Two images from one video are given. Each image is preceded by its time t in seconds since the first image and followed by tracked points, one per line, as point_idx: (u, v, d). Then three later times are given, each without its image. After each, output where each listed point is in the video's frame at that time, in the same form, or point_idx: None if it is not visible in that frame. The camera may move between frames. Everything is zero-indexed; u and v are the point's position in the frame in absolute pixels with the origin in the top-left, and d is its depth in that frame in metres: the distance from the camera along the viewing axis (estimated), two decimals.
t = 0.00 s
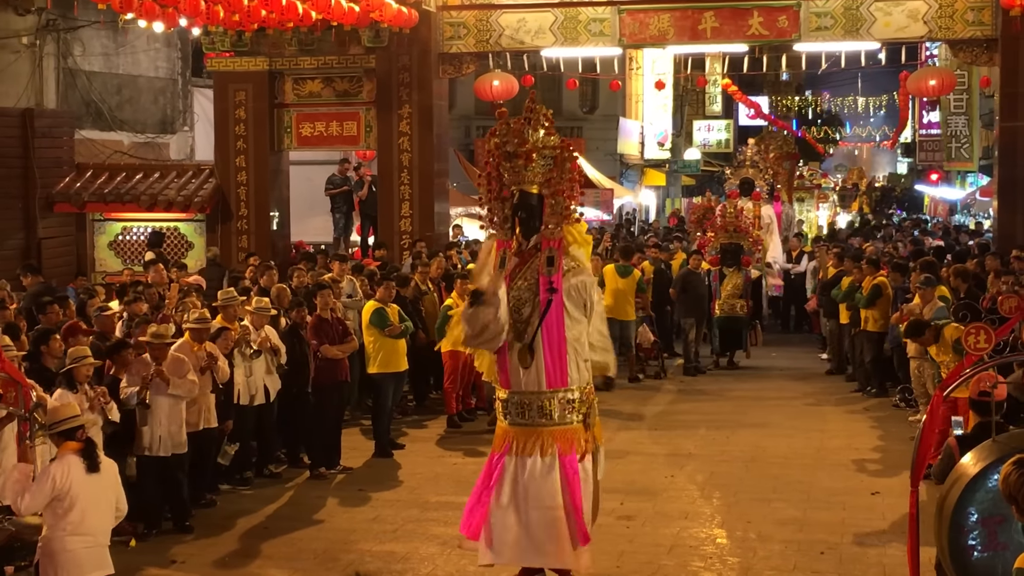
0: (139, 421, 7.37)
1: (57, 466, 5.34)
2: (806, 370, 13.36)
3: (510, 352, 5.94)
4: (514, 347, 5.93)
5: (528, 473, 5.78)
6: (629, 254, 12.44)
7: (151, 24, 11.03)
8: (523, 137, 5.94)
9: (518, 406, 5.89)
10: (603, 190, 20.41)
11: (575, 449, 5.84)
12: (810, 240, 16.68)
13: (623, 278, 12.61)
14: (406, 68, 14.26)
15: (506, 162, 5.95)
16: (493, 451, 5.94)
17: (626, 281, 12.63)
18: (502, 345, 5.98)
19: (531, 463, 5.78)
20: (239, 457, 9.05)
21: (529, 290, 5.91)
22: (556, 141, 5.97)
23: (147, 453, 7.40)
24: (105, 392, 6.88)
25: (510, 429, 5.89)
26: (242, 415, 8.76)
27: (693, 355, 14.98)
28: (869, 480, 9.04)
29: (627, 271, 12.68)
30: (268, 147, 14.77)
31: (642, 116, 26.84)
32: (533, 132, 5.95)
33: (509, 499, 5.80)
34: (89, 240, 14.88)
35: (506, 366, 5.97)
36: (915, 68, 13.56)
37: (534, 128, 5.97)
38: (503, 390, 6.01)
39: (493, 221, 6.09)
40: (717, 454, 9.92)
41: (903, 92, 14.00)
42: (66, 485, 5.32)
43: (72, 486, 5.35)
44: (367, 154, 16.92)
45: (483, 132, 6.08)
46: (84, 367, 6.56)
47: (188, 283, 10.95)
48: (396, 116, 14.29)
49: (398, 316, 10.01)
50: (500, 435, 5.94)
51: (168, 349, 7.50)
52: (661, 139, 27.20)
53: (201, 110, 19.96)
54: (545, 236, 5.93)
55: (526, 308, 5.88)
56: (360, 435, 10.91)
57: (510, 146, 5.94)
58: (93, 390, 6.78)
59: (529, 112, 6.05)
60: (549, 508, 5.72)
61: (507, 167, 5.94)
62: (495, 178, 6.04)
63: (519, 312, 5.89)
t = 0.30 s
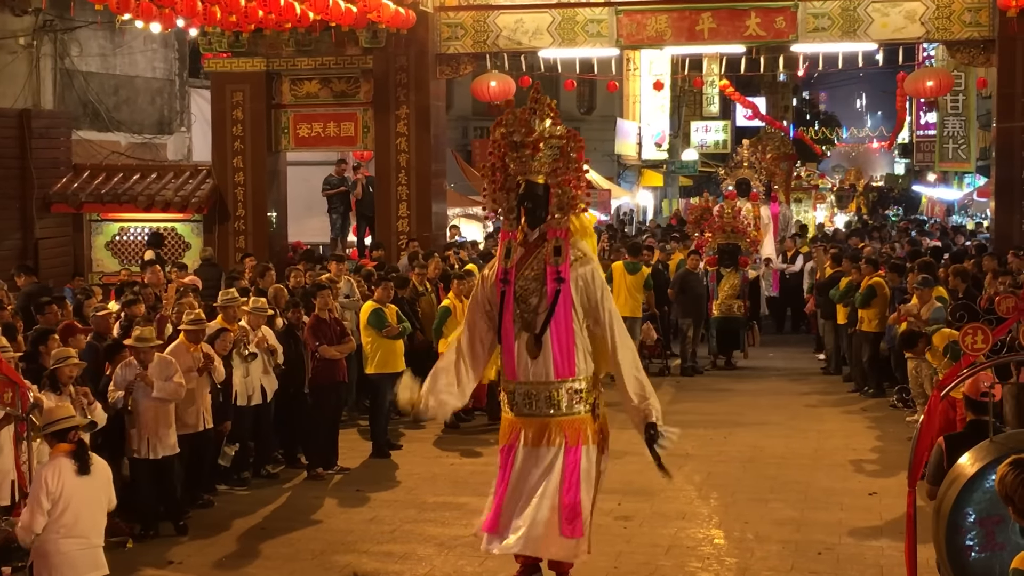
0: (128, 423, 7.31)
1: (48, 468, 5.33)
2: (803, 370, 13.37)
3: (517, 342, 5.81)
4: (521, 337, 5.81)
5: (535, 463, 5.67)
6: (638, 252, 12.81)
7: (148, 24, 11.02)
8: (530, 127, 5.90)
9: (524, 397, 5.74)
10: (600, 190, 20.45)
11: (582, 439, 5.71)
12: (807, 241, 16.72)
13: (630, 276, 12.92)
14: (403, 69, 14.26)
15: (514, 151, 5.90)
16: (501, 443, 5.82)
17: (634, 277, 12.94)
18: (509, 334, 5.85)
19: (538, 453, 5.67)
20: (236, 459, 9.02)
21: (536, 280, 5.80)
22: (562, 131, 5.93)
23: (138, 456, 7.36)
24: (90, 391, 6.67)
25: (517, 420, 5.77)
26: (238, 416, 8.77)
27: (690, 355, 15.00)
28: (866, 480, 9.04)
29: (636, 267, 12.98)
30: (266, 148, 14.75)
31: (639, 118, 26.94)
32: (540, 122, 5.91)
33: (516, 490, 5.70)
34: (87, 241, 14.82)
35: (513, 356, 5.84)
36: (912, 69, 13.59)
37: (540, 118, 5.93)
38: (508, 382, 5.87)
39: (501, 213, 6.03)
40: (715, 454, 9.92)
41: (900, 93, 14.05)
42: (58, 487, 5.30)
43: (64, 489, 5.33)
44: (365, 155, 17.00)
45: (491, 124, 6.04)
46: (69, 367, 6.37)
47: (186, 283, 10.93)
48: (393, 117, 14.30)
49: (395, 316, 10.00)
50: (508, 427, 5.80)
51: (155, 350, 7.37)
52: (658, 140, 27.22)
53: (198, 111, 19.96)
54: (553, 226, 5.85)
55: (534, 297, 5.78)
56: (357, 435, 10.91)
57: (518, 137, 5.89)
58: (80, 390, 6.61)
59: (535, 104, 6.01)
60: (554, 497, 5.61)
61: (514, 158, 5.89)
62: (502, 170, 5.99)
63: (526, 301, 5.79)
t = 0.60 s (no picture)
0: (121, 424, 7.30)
1: (43, 469, 5.33)
2: (800, 372, 13.36)
3: (530, 339, 5.77)
4: (535, 334, 5.78)
5: (555, 463, 5.64)
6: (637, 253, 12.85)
7: (146, 26, 11.03)
8: (549, 123, 5.88)
9: (540, 395, 5.73)
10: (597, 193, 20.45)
11: (597, 435, 5.75)
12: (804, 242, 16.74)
13: (631, 277, 12.98)
14: (400, 70, 14.25)
15: (532, 147, 5.86)
16: (513, 443, 5.72)
17: (634, 278, 12.99)
18: (522, 332, 5.80)
19: (560, 453, 5.63)
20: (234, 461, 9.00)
21: (552, 276, 5.77)
22: (578, 129, 5.93)
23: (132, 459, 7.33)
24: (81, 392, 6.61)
25: (531, 419, 5.70)
26: (236, 418, 8.78)
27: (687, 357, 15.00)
28: (864, 482, 9.04)
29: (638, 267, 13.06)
30: (264, 148, 14.76)
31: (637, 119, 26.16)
32: (560, 118, 5.90)
33: (536, 491, 5.63)
34: (84, 242, 14.86)
35: (523, 354, 5.79)
36: (909, 71, 13.59)
37: (560, 115, 5.92)
38: (518, 381, 5.82)
39: (510, 209, 5.98)
40: (712, 455, 9.92)
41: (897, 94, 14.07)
42: (53, 488, 5.30)
43: (60, 489, 5.33)
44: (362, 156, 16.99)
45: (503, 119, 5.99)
46: (59, 369, 6.34)
47: (182, 284, 10.92)
48: (391, 119, 14.31)
49: (394, 317, 9.98)
50: (520, 426, 5.73)
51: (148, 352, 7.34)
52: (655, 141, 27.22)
53: (195, 113, 19.95)
54: (568, 223, 5.87)
55: (549, 294, 5.75)
56: (355, 437, 10.90)
57: (537, 133, 5.87)
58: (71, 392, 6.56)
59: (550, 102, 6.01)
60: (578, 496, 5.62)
61: (532, 153, 5.85)
62: (515, 165, 5.95)
63: (541, 297, 5.75)
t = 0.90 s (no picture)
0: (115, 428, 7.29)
1: (39, 472, 5.33)
2: (797, 374, 13.36)
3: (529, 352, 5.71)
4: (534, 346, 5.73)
5: (559, 474, 5.59)
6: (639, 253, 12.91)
7: (143, 28, 11.06)
8: (549, 136, 5.78)
9: (540, 407, 5.65)
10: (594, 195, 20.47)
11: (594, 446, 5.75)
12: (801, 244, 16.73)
13: (633, 276, 13.03)
14: (397, 72, 14.26)
15: (532, 160, 5.74)
16: (513, 456, 5.62)
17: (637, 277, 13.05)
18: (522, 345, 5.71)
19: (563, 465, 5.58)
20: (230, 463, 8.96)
21: (551, 289, 5.74)
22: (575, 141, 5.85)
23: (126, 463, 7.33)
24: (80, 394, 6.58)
25: (532, 432, 5.63)
26: (232, 421, 8.74)
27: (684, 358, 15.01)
28: (860, 483, 9.05)
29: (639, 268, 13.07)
30: (260, 150, 14.78)
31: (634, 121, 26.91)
32: (559, 131, 5.81)
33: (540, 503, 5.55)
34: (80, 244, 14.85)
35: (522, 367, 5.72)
36: (903, 73, 13.60)
37: (559, 127, 5.82)
38: (515, 394, 5.74)
39: (505, 220, 5.84)
40: (709, 457, 9.92)
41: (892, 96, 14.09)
42: (48, 491, 5.30)
43: (54, 491, 5.33)
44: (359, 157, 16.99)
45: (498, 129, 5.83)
46: (59, 370, 6.37)
47: (179, 286, 10.92)
48: (388, 120, 14.32)
49: (391, 319, 9.94)
50: (520, 438, 5.64)
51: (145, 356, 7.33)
52: (652, 143, 27.24)
53: (192, 114, 19.95)
54: (563, 235, 5.83)
55: (547, 307, 5.73)
56: (352, 439, 10.89)
57: (537, 146, 5.75)
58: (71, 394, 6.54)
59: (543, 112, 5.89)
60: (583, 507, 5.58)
61: (533, 166, 5.74)
62: (511, 175, 5.81)
63: (540, 311, 5.72)
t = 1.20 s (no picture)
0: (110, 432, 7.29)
1: (30, 474, 5.33)
2: (793, 377, 13.36)
3: (519, 351, 5.55)
4: (525, 345, 5.57)
5: (549, 473, 5.44)
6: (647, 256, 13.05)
7: (138, 30, 11.03)
8: (545, 134, 5.70)
9: (528, 406, 5.50)
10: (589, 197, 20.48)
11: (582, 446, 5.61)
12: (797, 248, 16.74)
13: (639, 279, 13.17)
14: (393, 75, 14.27)
15: (527, 157, 5.66)
16: (502, 455, 5.45)
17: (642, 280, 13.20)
18: (512, 344, 5.55)
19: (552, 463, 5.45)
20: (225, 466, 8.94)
21: (543, 288, 5.61)
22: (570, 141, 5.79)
23: (121, 467, 7.33)
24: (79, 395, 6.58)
25: (520, 431, 5.47)
26: (226, 423, 8.73)
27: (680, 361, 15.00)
28: (856, 486, 9.05)
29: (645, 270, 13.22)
30: (255, 152, 14.75)
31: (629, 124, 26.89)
32: (555, 130, 5.73)
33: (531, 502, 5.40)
34: (75, 246, 14.95)
35: (511, 365, 5.55)
36: (899, 77, 13.60)
37: (555, 127, 5.74)
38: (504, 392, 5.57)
39: (497, 217, 5.71)
40: (705, 460, 9.91)
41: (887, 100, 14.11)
42: (39, 493, 5.29)
43: (46, 495, 5.32)
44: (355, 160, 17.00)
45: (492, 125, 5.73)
46: (59, 370, 6.39)
47: (174, 289, 10.89)
48: (383, 123, 14.31)
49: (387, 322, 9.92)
50: (509, 438, 5.47)
51: (142, 359, 7.34)
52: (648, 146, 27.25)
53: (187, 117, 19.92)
54: (555, 234, 5.73)
55: (539, 305, 5.58)
56: (347, 442, 10.88)
57: (532, 144, 5.67)
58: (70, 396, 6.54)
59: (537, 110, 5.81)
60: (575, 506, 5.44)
61: (528, 164, 5.65)
62: (504, 173, 5.71)
63: (531, 309, 5.57)
